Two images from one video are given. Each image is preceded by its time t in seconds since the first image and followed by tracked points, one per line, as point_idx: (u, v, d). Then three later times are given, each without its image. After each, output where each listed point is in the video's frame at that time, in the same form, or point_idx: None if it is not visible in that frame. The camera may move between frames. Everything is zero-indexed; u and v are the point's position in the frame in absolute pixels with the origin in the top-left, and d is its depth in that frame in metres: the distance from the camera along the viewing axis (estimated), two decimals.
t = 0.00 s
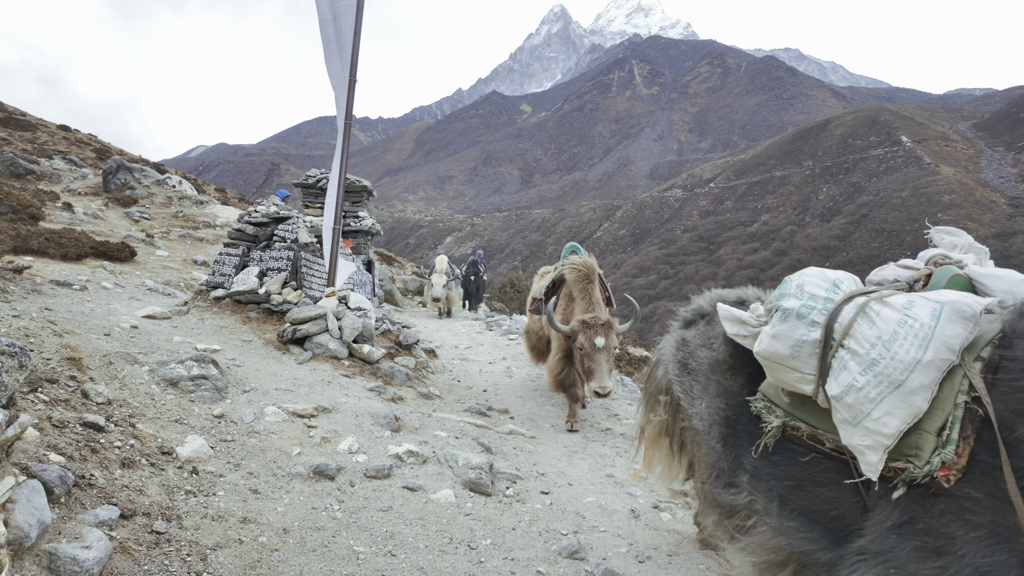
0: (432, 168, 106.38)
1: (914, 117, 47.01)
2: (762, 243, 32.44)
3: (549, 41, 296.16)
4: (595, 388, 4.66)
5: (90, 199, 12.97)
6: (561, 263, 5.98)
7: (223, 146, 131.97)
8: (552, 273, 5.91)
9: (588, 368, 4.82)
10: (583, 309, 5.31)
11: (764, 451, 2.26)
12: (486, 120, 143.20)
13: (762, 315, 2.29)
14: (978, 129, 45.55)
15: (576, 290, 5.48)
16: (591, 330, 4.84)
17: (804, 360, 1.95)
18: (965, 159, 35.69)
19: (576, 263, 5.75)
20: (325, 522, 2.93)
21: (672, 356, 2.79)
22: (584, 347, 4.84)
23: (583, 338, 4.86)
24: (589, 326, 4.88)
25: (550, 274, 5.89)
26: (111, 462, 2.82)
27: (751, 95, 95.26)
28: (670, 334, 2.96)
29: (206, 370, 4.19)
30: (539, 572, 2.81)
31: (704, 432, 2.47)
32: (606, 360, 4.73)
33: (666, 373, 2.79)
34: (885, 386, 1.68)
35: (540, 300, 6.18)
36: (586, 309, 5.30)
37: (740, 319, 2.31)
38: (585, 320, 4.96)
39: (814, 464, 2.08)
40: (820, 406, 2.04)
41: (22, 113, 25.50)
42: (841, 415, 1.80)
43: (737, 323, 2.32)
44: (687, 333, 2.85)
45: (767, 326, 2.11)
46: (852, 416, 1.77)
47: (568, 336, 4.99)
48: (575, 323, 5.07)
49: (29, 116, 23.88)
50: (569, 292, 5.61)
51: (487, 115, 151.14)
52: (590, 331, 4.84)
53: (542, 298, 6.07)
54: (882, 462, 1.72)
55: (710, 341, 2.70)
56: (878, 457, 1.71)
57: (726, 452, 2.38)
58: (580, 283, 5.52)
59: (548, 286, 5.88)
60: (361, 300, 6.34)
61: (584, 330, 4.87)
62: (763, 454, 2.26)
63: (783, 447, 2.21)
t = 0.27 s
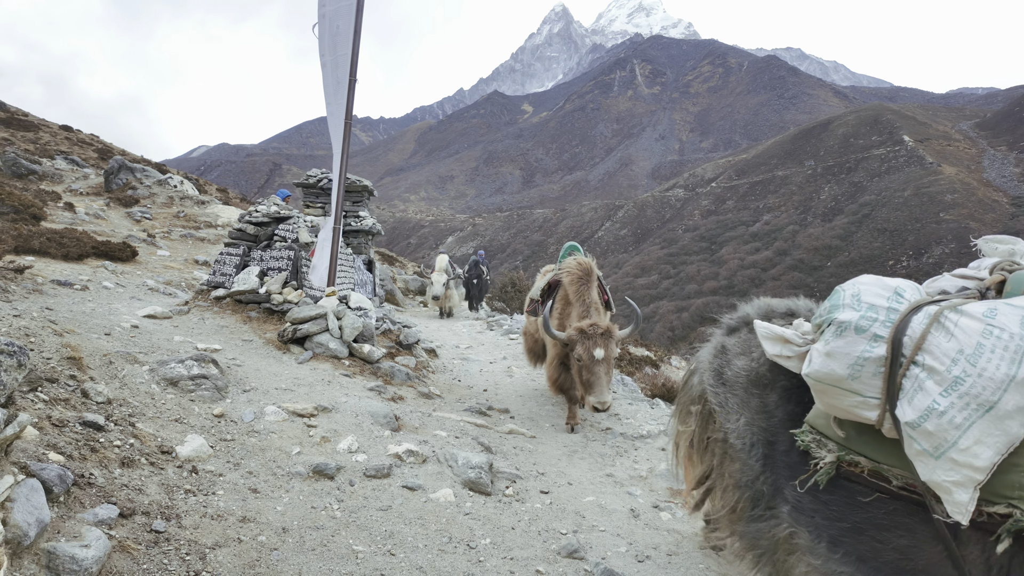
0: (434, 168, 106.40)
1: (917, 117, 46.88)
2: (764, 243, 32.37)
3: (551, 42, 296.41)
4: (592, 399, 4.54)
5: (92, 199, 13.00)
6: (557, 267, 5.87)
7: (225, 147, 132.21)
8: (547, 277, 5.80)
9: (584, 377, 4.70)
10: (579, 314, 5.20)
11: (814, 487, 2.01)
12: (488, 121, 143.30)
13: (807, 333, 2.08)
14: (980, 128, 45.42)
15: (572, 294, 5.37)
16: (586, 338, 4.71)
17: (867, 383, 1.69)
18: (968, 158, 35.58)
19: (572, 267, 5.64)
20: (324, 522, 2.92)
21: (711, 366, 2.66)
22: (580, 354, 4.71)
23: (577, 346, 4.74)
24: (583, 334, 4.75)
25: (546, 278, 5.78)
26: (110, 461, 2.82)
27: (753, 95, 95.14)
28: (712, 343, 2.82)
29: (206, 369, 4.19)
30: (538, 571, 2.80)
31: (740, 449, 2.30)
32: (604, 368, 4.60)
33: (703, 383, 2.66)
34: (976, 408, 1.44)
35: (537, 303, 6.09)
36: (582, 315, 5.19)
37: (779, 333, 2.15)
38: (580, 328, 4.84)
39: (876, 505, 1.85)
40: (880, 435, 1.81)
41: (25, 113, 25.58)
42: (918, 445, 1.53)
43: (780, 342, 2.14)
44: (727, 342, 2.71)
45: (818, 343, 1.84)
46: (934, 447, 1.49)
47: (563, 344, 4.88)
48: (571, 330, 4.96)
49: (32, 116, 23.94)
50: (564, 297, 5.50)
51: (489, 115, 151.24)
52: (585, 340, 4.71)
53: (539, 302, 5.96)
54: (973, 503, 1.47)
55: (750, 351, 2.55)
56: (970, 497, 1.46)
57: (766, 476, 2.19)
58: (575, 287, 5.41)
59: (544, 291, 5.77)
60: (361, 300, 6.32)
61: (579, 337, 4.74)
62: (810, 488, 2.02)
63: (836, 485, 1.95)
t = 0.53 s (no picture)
0: (435, 168, 106.46)
1: (918, 116, 46.89)
2: (765, 243, 32.36)
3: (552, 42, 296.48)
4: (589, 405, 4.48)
5: (93, 199, 13.02)
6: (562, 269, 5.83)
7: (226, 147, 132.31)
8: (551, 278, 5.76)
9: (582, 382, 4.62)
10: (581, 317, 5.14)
11: (869, 510, 1.59)
12: (489, 121, 143.36)
13: (875, 338, 1.59)
14: (981, 127, 45.44)
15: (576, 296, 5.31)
16: (587, 342, 4.65)
17: (956, 413, 1.23)
18: (969, 158, 35.58)
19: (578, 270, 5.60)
20: (327, 521, 2.92)
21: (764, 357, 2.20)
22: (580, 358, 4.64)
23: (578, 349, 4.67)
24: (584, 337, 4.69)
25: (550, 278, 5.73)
26: (112, 460, 2.82)
27: (754, 95, 95.14)
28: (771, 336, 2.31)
29: (207, 369, 4.19)
30: (539, 571, 2.80)
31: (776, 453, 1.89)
32: (604, 375, 4.53)
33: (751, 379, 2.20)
34: None
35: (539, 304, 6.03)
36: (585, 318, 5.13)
37: (837, 336, 1.67)
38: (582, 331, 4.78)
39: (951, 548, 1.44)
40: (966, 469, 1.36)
41: (26, 112, 25.62)
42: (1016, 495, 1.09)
43: (842, 350, 1.65)
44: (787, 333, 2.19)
45: (892, 357, 1.39)
46: None
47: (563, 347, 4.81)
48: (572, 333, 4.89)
49: (34, 116, 23.99)
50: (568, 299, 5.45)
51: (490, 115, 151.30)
52: (586, 343, 4.65)
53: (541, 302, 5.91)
54: None
55: (806, 346, 2.02)
56: None
57: (806, 486, 1.76)
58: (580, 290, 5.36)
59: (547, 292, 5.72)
60: (362, 300, 6.32)
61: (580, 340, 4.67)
62: (863, 510, 1.60)
63: (897, 516, 1.54)
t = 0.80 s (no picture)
0: (436, 168, 106.48)
1: (921, 116, 46.83)
2: (767, 242, 32.35)
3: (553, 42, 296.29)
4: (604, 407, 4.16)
5: (96, 199, 13.05)
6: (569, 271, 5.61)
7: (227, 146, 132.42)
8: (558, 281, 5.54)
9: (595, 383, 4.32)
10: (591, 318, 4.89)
11: (956, 551, 1.37)
12: (490, 121, 143.34)
13: (972, 345, 1.42)
14: (984, 127, 45.37)
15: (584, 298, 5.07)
16: (598, 339, 4.37)
17: None
18: (971, 158, 35.52)
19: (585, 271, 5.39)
20: (329, 522, 2.93)
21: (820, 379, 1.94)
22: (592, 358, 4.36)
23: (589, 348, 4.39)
24: (595, 335, 4.41)
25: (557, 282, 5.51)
26: (115, 460, 2.83)
27: (756, 94, 95.05)
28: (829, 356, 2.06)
29: (210, 369, 4.20)
30: (542, 571, 2.80)
31: (835, 487, 1.64)
32: (618, 373, 4.22)
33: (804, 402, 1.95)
34: None
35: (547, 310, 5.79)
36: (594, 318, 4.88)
37: (925, 342, 1.49)
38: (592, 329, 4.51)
39: None
40: None
41: (29, 112, 25.66)
42: None
43: (932, 357, 1.46)
44: (849, 354, 1.94)
45: (1000, 366, 1.24)
46: None
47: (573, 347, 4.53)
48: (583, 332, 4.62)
49: (36, 116, 24.03)
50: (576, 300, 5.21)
51: (491, 115, 151.26)
52: (597, 341, 4.37)
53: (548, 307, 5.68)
54: None
55: (876, 370, 1.77)
56: None
57: (874, 529, 1.52)
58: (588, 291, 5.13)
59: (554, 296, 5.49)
60: (364, 300, 6.32)
61: (591, 340, 4.40)
62: (952, 554, 1.37)
63: (992, 559, 1.32)
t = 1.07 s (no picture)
0: (437, 168, 106.56)
1: (922, 116, 46.83)
2: (768, 242, 32.33)
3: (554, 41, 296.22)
4: (630, 429, 3.73)
5: (98, 199, 13.08)
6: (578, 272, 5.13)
7: (229, 146, 132.60)
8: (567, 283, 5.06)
9: (618, 401, 3.87)
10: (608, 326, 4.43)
11: None
12: (491, 121, 143.43)
13: None
14: (986, 127, 45.37)
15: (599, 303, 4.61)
16: (622, 353, 3.90)
17: None
18: (973, 158, 35.49)
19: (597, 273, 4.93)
20: (332, 522, 2.93)
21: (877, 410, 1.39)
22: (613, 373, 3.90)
23: (611, 362, 3.92)
24: (617, 347, 3.95)
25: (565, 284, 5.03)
26: (118, 460, 2.84)
27: (757, 94, 95.03)
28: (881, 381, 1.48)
29: (212, 369, 4.21)
30: (544, 572, 2.80)
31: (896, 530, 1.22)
32: (645, 394, 3.79)
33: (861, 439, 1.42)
34: None
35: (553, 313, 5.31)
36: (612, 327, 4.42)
37: None
38: (613, 340, 4.04)
39: None
40: None
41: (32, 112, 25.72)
42: None
43: None
44: (913, 383, 1.32)
45: None
46: None
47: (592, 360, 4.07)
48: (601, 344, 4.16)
49: (38, 117, 24.10)
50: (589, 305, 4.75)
51: (493, 115, 151.31)
52: (620, 354, 3.91)
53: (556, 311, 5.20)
54: None
55: (959, 413, 1.17)
56: None
57: None
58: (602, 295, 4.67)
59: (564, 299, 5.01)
60: (366, 300, 6.33)
61: (612, 353, 3.93)
62: None
63: None
